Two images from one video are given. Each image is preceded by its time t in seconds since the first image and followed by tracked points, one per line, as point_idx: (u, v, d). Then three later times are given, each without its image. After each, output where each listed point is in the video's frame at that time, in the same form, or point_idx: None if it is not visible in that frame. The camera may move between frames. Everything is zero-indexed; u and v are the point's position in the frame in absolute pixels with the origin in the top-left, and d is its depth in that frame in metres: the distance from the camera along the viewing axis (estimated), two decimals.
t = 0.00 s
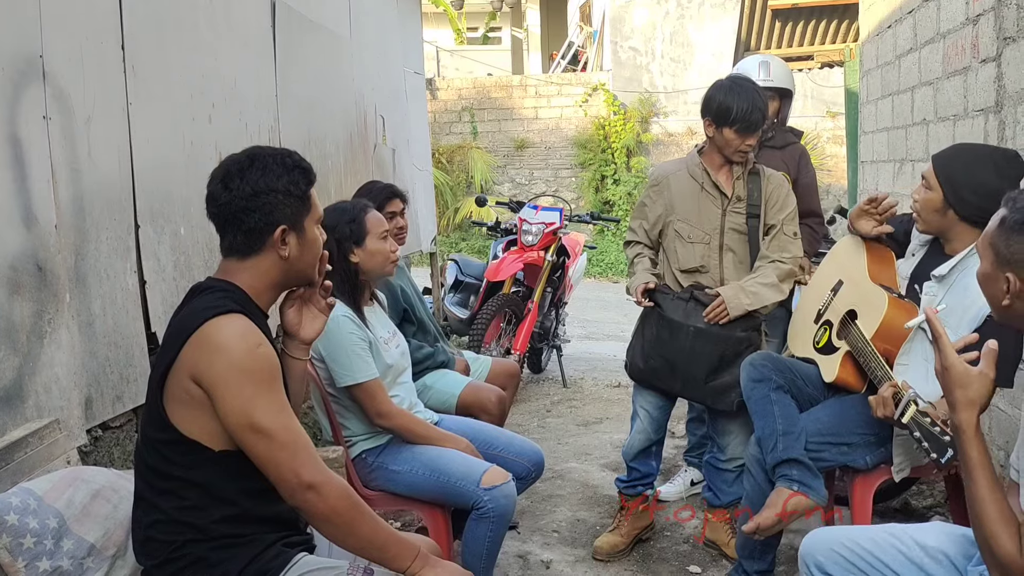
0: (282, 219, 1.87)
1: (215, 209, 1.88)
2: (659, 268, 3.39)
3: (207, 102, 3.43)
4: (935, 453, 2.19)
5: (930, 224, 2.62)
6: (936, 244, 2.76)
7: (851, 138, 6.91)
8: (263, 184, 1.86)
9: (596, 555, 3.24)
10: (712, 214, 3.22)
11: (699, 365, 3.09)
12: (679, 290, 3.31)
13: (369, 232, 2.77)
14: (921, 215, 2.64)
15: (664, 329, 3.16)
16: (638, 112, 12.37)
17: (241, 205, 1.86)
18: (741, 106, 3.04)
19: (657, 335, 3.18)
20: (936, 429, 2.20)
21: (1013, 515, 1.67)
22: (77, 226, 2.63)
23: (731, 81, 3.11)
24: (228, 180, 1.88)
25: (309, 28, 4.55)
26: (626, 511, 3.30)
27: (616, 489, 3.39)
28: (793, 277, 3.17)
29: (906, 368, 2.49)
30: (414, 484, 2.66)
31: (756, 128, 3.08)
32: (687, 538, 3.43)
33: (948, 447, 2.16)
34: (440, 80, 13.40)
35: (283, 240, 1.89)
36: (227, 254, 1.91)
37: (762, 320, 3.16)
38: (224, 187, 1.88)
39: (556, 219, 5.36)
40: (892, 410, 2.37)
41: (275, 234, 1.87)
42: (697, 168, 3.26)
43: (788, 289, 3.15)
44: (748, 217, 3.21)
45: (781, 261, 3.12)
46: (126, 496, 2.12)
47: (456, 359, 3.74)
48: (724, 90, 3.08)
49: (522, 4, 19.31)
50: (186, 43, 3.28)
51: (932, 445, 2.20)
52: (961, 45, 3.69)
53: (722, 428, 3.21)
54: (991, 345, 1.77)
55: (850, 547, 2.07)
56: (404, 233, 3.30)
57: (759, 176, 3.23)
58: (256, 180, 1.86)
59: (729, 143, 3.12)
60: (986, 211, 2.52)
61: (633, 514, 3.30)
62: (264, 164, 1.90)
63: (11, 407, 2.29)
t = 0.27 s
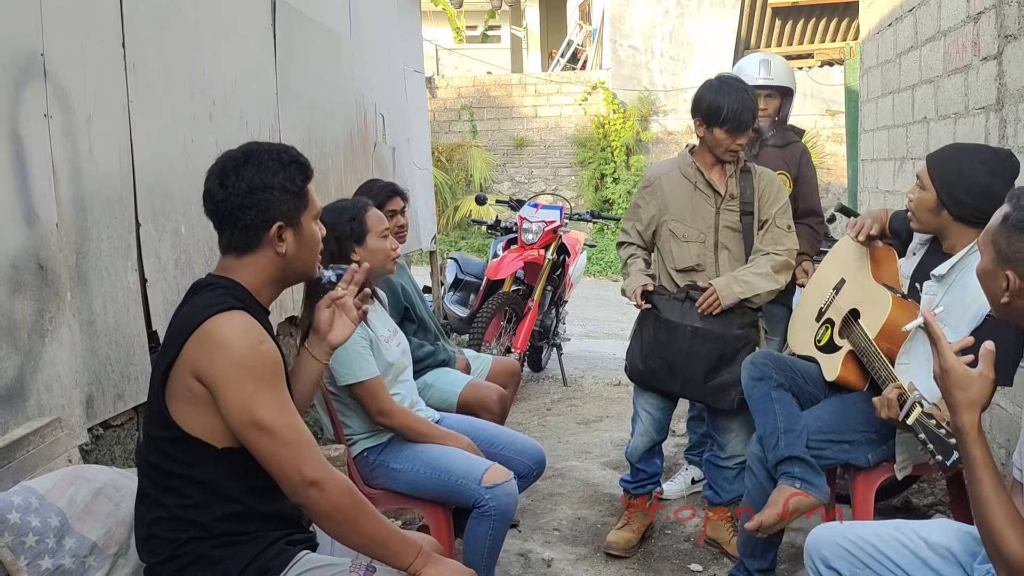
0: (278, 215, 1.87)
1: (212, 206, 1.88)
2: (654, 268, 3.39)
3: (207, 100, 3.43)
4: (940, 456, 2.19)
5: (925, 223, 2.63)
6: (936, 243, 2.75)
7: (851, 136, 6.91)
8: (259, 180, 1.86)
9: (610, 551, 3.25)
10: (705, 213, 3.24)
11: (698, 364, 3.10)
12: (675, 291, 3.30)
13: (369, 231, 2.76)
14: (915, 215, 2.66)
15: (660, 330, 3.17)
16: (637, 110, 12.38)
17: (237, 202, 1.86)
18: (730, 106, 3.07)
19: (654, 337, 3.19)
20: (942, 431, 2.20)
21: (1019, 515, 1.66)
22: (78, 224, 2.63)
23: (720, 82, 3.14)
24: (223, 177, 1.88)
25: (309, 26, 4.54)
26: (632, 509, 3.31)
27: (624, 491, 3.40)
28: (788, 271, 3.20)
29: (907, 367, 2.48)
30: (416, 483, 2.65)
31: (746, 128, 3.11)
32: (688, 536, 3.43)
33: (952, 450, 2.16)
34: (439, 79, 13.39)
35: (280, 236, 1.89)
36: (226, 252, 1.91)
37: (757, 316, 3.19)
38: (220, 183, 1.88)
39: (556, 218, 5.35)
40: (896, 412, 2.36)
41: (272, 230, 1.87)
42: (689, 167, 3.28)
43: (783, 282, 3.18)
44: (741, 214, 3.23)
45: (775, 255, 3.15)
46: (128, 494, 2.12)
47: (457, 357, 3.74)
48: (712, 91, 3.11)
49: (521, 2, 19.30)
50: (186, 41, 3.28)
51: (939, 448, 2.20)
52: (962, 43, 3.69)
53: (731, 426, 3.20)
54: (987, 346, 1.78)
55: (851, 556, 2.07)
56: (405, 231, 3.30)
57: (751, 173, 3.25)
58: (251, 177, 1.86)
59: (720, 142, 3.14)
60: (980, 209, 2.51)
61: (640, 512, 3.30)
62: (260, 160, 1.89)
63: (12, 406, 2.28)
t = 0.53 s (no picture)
0: (287, 213, 1.87)
1: (217, 203, 1.87)
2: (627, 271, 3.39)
3: (205, 97, 3.42)
4: (927, 441, 2.24)
5: (916, 223, 2.64)
6: (931, 242, 2.75)
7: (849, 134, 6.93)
8: (268, 178, 1.86)
9: (615, 547, 3.25)
10: (677, 212, 3.26)
11: (683, 364, 3.12)
12: (654, 294, 3.31)
13: (369, 229, 2.75)
14: (906, 215, 2.65)
15: (642, 334, 3.17)
16: (635, 107, 12.42)
17: (246, 200, 1.85)
18: (689, 106, 3.09)
19: (637, 343, 3.19)
20: (930, 417, 2.25)
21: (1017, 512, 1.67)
22: (77, 222, 2.63)
23: (678, 83, 3.17)
24: (230, 175, 1.87)
25: (307, 23, 4.54)
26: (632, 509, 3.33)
27: (622, 490, 3.42)
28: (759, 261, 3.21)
29: (903, 362, 2.47)
30: (416, 480, 2.64)
31: (710, 126, 3.13)
32: (687, 534, 3.42)
33: (941, 435, 2.21)
34: (437, 77, 13.39)
35: (287, 235, 1.89)
36: (230, 250, 1.90)
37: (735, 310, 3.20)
38: (227, 181, 1.87)
39: (554, 215, 5.37)
40: (888, 400, 2.37)
41: (280, 228, 1.87)
42: (656, 168, 3.29)
43: (753, 272, 3.19)
44: (711, 210, 3.26)
45: (743, 247, 3.17)
46: (127, 492, 2.12)
47: (456, 355, 3.73)
48: (672, 92, 3.14)
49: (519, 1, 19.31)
50: (184, 38, 3.27)
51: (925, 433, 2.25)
52: (960, 40, 3.69)
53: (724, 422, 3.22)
54: (986, 342, 1.77)
55: (851, 547, 2.08)
56: (403, 229, 3.30)
57: (717, 169, 3.29)
58: (260, 175, 1.86)
59: (682, 143, 3.16)
60: (971, 208, 2.52)
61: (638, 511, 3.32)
62: (267, 158, 1.89)
63: (12, 404, 2.28)
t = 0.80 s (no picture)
0: (313, 212, 1.89)
1: (242, 201, 1.87)
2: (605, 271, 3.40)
3: (202, 93, 3.42)
4: (926, 447, 2.21)
5: (911, 216, 2.64)
6: (925, 239, 2.75)
7: (846, 130, 6.96)
8: (296, 176, 1.87)
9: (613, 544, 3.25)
10: (648, 210, 3.27)
11: (662, 360, 3.13)
12: (629, 292, 3.32)
13: (369, 225, 2.76)
14: (902, 207, 2.65)
15: (619, 333, 3.18)
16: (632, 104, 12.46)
17: (272, 198, 1.85)
18: (653, 105, 3.10)
19: (615, 342, 3.20)
20: (929, 424, 2.22)
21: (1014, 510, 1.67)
22: (74, 218, 2.62)
23: (642, 83, 3.18)
24: (257, 172, 1.87)
25: (305, 19, 4.53)
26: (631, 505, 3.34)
27: (618, 487, 3.43)
28: (730, 255, 3.21)
29: (900, 362, 2.46)
30: (415, 476, 2.63)
31: (675, 125, 3.14)
32: (685, 531, 3.43)
33: (940, 441, 2.18)
34: (434, 73, 13.38)
35: (311, 233, 1.91)
36: (251, 246, 1.90)
37: (710, 304, 3.21)
38: (254, 178, 1.87)
39: (552, 211, 5.38)
40: (886, 405, 2.38)
41: (305, 226, 1.88)
42: (625, 168, 3.30)
43: (725, 267, 3.20)
44: (682, 206, 3.26)
45: (713, 243, 3.17)
46: (126, 488, 2.11)
47: (454, 351, 3.73)
48: (636, 92, 3.15)
49: None
50: (181, 34, 3.26)
51: (925, 440, 2.22)
52: (958, 37, 3.70)
53: (706, 415, 3.25)
54: (976, 338, 1.77)
55: (846, 553, 2.09)
56: (402, 226, 3.30)
57: (686, 167, 3.30)
58: (289, 173, 1.87)
59: (648, 142, 3.18)
60: (968, 203, 2.51)
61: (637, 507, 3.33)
62: (295, 157, 1.90)
63: (10, 400, 2.28)
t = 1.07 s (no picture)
0: (337, 210, 1.88)
1: (267, 199, 1.86)
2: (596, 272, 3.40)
3: (200, 90, 3.41)
4: (919, 441, 2.25)
5: (914, 217, 2.63)
6: (926, 240, 2.73)
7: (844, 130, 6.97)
8: (321, 175, 1.87)
9: (610, 542, 3.25)
10: (636, 209, 3.27)
11: (654, 357, 3.13)
12: (619, 290, 3.31)
13: (368, 223, 2.75)
14: (905, 208, 2.65)
15: (611, 330, 3.19)
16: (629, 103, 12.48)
17: (297, 196, 1.85)
18: (637, 104, 3.10)
19: (606, 339, 3.20)
20: (922, 417, 2.25)
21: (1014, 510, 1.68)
22: (72, 214, 2.62)
23: (627, 82, 3.18)
24: (283, 171, 1.86)
25: (304, 17, 4.52)
26: (630, 504, 3.34)
27: (616, 485, 3.43)
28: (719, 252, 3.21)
29: (898, 361, 2.46)
30: (413, 474, 2.63)
31: (660, 123, 3.14)
32: (683, 529, 3.43)
33: (932, 435, 2.22)
34: (432, 71, 13.38)
35: (335, 231, 1.90)
36: (275, 242, 1.90)
37: (699, 299, 3.21)
38: (279, 177, 1.86)
39: (550, 210, 5.38)
40: (881, 398, 2.39)
41: (330, 224, 1.88)
42: (612, 167, 3.30)
43: (713, 263, 3.19)
44: (671, 204, 3.26)
45: (701, 240, 3.17)
46: (124, 486, 2.11)
47: (452, 350, 3.73)
48: (621, 92, 3.15)
49: None
50: (179, 30, 3.25)
51: (917, 431, 2.25)
52: (957, 36, 3.70)
53: (700, 413, 3.25)
54: (973, 338, 1.77)
55: (847, 545, 2.09)
56: (400, 223, 3.30)
57: (674, 165, 3.30)
58: (315, 171, 1.86)
59: (634, 140, 3.18)
60: (969, 204, 2.52)
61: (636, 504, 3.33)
62: (320, 155, 1.89)
63: (6, 398, 2.28)
